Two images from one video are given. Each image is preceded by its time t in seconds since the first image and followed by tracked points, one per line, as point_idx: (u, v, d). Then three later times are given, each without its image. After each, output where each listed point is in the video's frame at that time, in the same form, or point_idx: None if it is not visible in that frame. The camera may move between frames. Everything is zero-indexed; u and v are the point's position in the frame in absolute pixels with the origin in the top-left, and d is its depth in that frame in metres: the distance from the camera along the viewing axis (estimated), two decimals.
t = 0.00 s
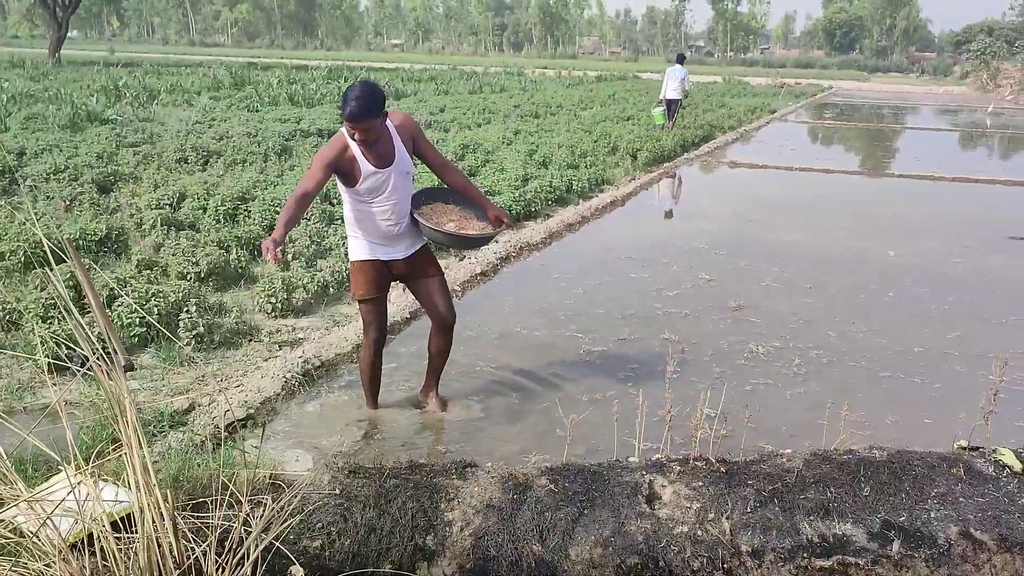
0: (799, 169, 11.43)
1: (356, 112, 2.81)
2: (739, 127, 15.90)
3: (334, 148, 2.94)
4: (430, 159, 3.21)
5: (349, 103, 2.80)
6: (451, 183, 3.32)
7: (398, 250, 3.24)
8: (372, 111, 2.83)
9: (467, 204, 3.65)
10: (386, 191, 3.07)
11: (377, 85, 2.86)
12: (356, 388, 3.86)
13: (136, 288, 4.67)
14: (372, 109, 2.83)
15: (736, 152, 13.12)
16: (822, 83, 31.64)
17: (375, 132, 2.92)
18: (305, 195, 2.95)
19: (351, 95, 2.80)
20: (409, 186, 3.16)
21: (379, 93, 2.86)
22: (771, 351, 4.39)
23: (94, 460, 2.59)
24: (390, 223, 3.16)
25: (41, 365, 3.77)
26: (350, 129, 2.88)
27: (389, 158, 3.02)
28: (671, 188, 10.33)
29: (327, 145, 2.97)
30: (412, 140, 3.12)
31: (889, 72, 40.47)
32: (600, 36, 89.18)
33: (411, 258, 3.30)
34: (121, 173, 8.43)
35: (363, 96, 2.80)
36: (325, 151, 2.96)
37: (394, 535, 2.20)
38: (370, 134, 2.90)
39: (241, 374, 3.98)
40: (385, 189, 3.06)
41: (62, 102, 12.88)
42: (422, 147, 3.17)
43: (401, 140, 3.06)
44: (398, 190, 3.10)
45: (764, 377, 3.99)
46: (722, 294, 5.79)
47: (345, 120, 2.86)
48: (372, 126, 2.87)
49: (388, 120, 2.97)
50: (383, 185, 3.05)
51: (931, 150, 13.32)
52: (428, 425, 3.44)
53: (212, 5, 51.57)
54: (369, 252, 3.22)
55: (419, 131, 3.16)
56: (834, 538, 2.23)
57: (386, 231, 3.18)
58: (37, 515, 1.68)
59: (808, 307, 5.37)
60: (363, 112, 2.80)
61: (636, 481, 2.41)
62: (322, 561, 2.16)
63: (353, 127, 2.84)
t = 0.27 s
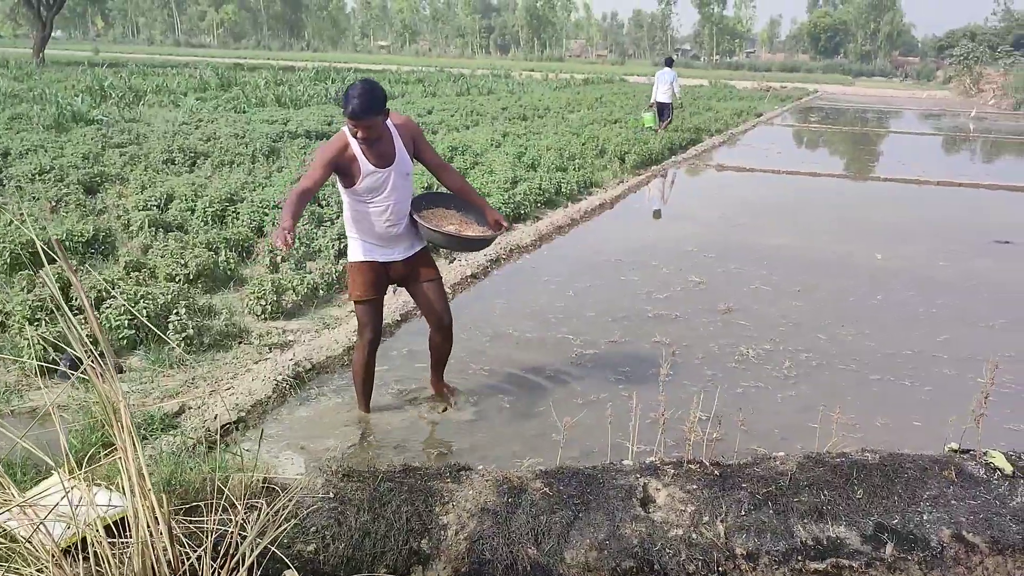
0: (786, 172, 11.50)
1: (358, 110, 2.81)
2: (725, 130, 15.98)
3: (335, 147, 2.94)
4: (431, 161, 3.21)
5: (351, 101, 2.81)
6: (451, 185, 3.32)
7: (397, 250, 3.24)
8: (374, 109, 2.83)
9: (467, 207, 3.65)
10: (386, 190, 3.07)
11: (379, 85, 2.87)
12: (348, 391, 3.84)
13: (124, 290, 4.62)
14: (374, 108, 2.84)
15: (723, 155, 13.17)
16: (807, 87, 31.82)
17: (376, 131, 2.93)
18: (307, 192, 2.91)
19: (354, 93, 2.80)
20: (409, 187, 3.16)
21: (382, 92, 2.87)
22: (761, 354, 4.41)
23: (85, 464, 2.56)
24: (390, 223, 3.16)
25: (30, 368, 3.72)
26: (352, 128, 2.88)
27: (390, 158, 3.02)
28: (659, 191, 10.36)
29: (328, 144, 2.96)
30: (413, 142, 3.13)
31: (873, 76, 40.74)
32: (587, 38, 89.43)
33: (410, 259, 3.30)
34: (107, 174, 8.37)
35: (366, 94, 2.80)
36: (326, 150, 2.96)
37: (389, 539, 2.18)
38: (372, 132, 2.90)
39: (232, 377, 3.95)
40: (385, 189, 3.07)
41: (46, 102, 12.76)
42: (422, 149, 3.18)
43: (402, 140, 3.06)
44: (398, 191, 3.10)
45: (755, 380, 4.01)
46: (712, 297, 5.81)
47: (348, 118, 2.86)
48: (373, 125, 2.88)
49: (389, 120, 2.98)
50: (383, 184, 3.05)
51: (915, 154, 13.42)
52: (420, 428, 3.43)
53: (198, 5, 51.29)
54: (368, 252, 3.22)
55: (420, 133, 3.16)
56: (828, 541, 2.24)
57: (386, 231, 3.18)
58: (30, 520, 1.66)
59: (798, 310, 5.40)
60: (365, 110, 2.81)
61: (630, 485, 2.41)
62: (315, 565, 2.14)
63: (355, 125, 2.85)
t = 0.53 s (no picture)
0: (773, 175, 11.56)
1: (388, 113, 2.83)
2: (711, 133, 16.05)
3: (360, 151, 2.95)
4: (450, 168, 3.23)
5: (380, 105, 2.83)
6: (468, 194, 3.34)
7: (416, 258, 3.23)
8: (402, 114, 2.86)
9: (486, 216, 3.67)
10: (408, 196, 3.08)
11: (407, 91, 2.91)
12: (343, 396, 3.82)
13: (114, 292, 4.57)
14: (403, 112, 2.86)
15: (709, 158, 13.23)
16: (789, 91, 31.96)
17: (401, 137, 2.95)
18: (327, 202, 2.98)
19: (381, 96, 2.83)
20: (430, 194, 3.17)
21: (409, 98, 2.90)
22: (754, 357, 4.43)
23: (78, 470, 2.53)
24: (410, 229, 3.15)
25: (18, 372, 3.66)
26: (378, 132, 2.89)
27: (413, 164, 3.04)
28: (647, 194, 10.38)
29: (353, 149, 2.98)
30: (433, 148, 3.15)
31: (855, 80, 41.07)
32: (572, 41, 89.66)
33: (427, 267, 3.29)
34: (91, 175, 8.28)
35: (394, 97, 2.83)
36: (350, 155, 2.97)
37: (390, 545, 2.17)
38: (396, 138, 2.92)
39: (224, 381, 3.90)
40: (408, 194, 3.08)
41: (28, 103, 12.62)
42: (442, 157, 3.21)
43: (424, 147, 3.09)
44: (420, 197, 3.11)
45: (749, 383, 4.02)
46: (703, 300, 5.83)
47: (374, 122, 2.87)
48: (400, 129, 2.90)
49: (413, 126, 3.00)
50: (406, 189, 3.06)
51: (899, 158, 13.52)
52: (417, 432, 3.42)
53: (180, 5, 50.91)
54: (387, 260, 3.19)
55: (440, 141, 3.19)
56: (827, 545, 2.25)
57: (406, 238, 3.17)
58: (30, 529, 1.65)
59: (789, 313, 5.42)
60: (394, 114, 2.84)
61: (630, 489, 2.41)
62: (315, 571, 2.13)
63: (383, 129, 2.87)
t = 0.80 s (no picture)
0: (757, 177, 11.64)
1: (389, 117, 2.82)
2: (694, 136, 16.13)
3: (361, 155, 2.94)
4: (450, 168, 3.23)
5: (382, 108, 2.82)
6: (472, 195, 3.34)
7: (418, 259, 3.23)
8: (404, 117, 2.85)
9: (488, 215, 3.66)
10: (409, 199, 3.07)
11: (408, 94, 2.89)
12: (336, 398, 3.80)
13: (101, 293, 4.51)
14: (405, 115, 2.85)
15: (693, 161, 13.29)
16: (769, 94, 32.23)
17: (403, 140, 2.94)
18: (329, 205, 2.97)
19: (382, 100, 2.82)
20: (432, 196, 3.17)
21: (410, 101, 2.89)
22: (743, 359, 4.46)
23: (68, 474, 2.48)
24: (412, 231, 3.15)
25: (3, 375, 3.61)
26: (380, 136, 2.88)
27: (414, 167, 3.04)
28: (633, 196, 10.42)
29: (354, 152, 2.97)
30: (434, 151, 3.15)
31: (834, 84, 41.47)
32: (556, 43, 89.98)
33: (429, 269, 3.29)
34: (74, 176, 8.19)
35: (395, 101, 2.82)
36: (350, 158, 2.96)
37: (387, 547, 2.17)
38: (398, 141, 2.91)
39: (213, 384, 3.85)
40: (410, 197, 3.07)
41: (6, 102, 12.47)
42: (444, 159, 3.21)
43: (425, 149, 3.09)
44: (422, 200, 3.11)
45: (739, 384, 4.05)
46: (691, 302, 5.85)
47: (375, 125, 2.86)
48: (402, 133, 2.88)
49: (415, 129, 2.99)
50: (408, 192, 3.06)
51: (880, 161, 13.65)
52: (411, 435, 3.42)
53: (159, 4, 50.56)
54: (389, 261, 3.19)
55: (440, 143, 3.19)
56: (821, 544, 2.27)
57: (408, 240, 3.17)
58: (30, 532, 1.65)
59: (777, 314, 5.46)
60: (396, 118, 2.82)
61: (626, 490, 2.42)
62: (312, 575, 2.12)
63: (385, 133, 2.85)
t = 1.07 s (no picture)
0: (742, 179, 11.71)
1: (357, 128, 2.82)
2: (679, 137, 16.20)
3: (330, 165, 2.90)
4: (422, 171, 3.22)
5: (349, 119, 2.81)
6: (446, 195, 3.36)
7: (394, 264, 3.23)
8: (372, 126, 2.84)
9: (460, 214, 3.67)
10: (381, 206, 3.06)
11: (375, 103, 2.88)
12: (325, 401, 3.79)
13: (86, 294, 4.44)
14: (372, 125, 2.84)
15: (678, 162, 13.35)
16: (752, 95, 32.40)
17: (372, 148, 2.93)
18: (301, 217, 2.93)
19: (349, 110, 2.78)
20: (405, 202, 3.17)
21: (378, 110, 2.88)
22: (732, 360, 4.49)
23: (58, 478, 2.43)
24: (386, 237, 3.14)
25: None
26: (348, 146, 2.85)
27: (386, 175, 3.03)
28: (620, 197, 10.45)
29: (322, 163, 2.93)
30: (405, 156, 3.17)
31: (815, 86, 41.77)
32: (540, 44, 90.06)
33: (405, 271, 3.29)
34: (56, 176, 8.08)
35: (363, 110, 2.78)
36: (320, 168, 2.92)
37: (382, 550, 2.16)
38: (368, 149, 2.88)
39: (202, 386, 3.80)
40: (383, 205, 3.07)
41: None
42: (416, 163, 3.23)
43: (395, 156, 3.09)
44: (395, 207, 3.11)
45: (728, 385, 4.07)
46: (679, 303, 5.88)
47: (344, 135, 2.83)
48: (371, 142, 2.88)
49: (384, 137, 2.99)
50: (380, 200, 3.05)
51: (863, 163, 13.77)
52: (402, 437, 3.41)
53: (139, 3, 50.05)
54: (365, 268, 3.18)
55: (409, 146, 3.18)
56: (814, 545, 2.29)
57: (383, 245, 3.16)
58: (24, 537, 1.68)
59: (764, 316, 5.49)
60: (364, 128, 2.82)
61: (619, 492, 2.43)
62: None
63: (353, 143, 2.85)
